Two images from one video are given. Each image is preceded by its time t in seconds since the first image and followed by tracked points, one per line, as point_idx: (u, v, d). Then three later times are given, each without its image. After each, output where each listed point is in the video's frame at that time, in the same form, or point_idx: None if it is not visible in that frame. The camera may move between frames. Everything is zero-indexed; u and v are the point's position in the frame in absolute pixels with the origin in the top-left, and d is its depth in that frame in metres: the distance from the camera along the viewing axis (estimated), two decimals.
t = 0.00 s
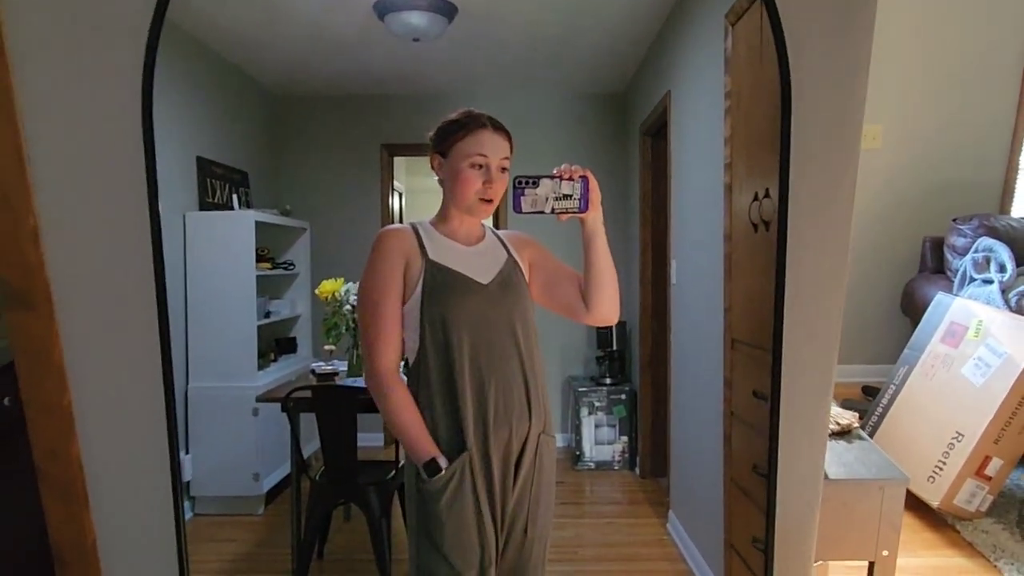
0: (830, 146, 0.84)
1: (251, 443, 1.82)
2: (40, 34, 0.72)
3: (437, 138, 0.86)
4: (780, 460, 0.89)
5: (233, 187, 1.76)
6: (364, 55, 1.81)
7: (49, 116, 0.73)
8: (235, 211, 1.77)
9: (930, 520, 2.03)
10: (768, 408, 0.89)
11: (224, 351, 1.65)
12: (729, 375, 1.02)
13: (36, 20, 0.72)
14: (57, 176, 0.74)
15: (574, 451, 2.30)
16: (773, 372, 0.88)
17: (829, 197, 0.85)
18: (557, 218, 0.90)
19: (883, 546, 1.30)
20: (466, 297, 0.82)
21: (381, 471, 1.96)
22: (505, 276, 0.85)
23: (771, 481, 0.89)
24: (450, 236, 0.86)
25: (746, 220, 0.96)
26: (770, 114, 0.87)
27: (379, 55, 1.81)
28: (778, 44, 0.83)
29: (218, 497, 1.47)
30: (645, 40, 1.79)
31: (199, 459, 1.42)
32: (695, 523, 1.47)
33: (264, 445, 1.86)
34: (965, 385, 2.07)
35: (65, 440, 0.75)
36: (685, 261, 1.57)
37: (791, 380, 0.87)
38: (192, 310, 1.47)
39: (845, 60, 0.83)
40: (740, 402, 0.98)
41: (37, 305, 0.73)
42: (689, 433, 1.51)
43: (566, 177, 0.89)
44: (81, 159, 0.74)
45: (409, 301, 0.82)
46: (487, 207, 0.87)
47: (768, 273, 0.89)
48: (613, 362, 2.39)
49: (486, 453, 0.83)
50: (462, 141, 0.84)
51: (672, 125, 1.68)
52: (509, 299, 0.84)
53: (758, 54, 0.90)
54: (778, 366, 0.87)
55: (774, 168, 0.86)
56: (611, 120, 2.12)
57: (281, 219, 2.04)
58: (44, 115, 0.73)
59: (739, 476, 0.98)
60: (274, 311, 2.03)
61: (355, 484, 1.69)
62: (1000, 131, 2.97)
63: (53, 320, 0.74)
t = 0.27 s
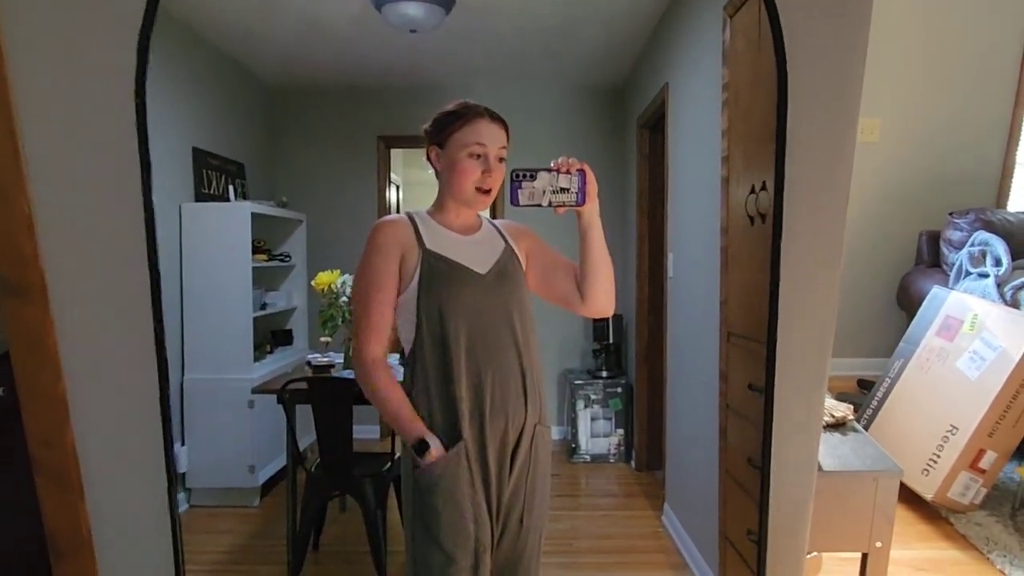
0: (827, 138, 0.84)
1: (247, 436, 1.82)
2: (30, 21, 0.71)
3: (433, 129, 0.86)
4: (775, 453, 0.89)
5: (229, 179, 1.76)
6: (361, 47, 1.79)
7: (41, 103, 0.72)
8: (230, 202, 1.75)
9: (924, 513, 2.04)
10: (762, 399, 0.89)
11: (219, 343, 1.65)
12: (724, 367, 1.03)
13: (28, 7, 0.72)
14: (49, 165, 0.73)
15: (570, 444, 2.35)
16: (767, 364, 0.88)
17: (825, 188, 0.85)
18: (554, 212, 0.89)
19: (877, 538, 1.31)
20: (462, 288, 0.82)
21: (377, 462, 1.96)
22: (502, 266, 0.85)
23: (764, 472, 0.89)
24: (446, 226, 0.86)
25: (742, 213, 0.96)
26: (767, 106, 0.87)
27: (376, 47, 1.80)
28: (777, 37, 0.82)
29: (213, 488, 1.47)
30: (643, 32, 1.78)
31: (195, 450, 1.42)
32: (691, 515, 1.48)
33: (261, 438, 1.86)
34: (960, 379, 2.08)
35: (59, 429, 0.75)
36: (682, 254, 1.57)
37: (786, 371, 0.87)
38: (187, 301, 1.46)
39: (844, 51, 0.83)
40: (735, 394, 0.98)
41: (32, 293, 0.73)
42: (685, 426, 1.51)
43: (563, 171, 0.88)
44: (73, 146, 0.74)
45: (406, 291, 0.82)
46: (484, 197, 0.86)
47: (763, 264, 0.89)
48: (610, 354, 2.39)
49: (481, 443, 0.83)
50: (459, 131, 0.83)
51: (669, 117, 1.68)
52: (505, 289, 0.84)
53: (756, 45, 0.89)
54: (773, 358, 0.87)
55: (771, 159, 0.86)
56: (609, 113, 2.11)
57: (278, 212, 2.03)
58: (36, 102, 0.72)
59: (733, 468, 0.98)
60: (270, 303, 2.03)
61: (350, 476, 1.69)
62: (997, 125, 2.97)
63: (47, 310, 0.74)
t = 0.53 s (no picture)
0: (825, 133, 0.83)
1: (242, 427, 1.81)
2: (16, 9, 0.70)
3: (429, 121, 0.85)
4: (770, 448, 0.89)
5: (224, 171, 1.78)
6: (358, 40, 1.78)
7: (26, 90, 0.70)
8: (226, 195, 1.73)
9: (918, 508, 2.05)
10: (758, 394, 0.89)
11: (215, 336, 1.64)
12: (720, 362, 1.03)
13: None
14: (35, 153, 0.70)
15: (566, 438, 2.36)
16: (764, 360, 0.88)
17: (823, 183, 0.84)
18: (553, 206, 0.88)
19: (871, 533, 1.31)
20: (458, 280, 0.81)
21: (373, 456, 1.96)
22: (500, 259, 0.84)
23: (759, 468, 0.89)
24: (444, 219, 0.85)
25: (740, 208, 0.96)
26: (765, 98, 0.86)
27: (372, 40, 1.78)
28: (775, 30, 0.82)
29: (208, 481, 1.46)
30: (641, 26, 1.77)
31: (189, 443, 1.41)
32: (686, 510, 1.48)
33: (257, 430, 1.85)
34: (956, 375, 2.08)
35: (49, 426, 0.73)
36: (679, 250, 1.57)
37: (782, 366, 0.87)
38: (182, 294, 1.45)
39: (842, 45, 0.82)
40: (731, 389, 0.98)
41: (19, 285, 0.70)
42: (681, 422, 1.51)
43: (561, 164, 0.88)
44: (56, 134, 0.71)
45: (405, 283, 0.82)
46: (482, 190, 0.86)
47: (760, 260, 0.89)
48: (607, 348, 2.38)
49: (476, 436, 0.82)
50: (456, 123, 0.83)
51: (666, 111, 1.67)
52: (503, 282, 0.83)
53: (754, 40, 0.88)
54: (769, 352, 0.87)
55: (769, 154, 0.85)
56: (609, 106, 2.05)
57: (275, 205, 2.02)
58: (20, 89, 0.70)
59: (729, 463, 0.98)
60: (266, 295, 2.04)
61: (345, 470, 1.68)
62: (994, 122, 2.97)
63: (35, 302, 0.71)
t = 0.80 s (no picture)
0: (826, 130, 0.83)
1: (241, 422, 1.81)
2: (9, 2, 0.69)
3: (428, 115, 0.84)
4: (770, 445, 0.88)
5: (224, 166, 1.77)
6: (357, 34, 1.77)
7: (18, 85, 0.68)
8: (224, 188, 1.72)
9: (917, 506, 2.05)
10: (758, 391, 0.89)
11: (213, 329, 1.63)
12: (720, 358, 1.02)
13: None
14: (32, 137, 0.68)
15: (564, 434, 2.36)
16: (764, 357, 0.87)
17: (824, 180, 0.84)
18: (553, 200, 0.88)
19: (870, 531, 1.31)
20: (457, 276, 0.81)
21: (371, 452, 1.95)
22: (501, 255, 0.84)
23: (759, 465, 0.89)
24: (445, 214, 0.85)
25: (740, 204, 0.95)
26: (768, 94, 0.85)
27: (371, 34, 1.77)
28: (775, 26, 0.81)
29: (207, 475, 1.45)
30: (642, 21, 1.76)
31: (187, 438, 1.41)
32: (685, 507, 1.48)
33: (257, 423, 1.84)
34: (956, 372, 2.08)
35: (45, 423, 0.70)
36: (679, 247, 1.56)
37: (783, 363, 0.87)
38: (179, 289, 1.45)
39: (843, 42, 0.82)
40: (730, 386, 0.97)
41: (11, 277, 0.67)
42: (681, 419, 1.51)
43: (561, 159, 0.87)
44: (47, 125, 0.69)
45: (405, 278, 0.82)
46: (483, 185, 0.85)
47: (760, 257, 0.88)
48: (605, 344, 2.36)
49: (474, 433, 0.82)
50: (457, 118, 0.82)
51: (667, 107, 1.66)
52: (502, 277, 0.83)
53: (754, 36, 0.88)
54: (770, 350, 0.86)
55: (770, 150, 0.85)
56: (609, 102, 2.13)
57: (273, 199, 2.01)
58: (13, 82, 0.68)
59: (727, 460, 0.98)
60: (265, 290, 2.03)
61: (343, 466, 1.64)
62: (995, 119, 2.96)
63: (27, 292, 0.68)
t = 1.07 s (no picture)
0: (828, 128, 0.83)
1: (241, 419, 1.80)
2: None
3: (429, 111, 0.84)
4: (771, 444, 0.88)
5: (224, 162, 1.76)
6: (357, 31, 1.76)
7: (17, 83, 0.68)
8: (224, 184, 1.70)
9: (917, 504, 2.05)
10: (759, 390, 0.88)
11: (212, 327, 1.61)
12: (720, 356, 1.02)
13: None
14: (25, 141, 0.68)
15: (564, 432, 2.35)
16: (766, 356, 0.87)
17: (826, 179, 0.84)
18: (554, 197, 0.88)
19: (870, 530, 1.31)
20: (458, 274, 0.80)
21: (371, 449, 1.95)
22: (504, 252, 0.84)
23: (760, 464, 0.89)
24: (446, 211, 0.85)
25: (741, 201, 0.95)
26: (768, 93, 0.85)
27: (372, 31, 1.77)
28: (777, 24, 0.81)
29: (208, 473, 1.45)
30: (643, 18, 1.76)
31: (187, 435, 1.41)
32: (685, 505, 1.48)
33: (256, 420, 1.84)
34: (956, 370, 2.08)
35: (43, 423, 0.70)
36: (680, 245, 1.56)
37: (784, 361, 0.86)
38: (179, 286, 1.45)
39: (845, 40, 0.82)
40: (730, 385, 0.97)
41: (9, 278, 0.67)
42: (680, 417, 1.51)
43: (562, 155, 0.87)
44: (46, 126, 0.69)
45: (407, 276, 0.82)
46: (485, 182, 0.85)
47: (762, 255, 0.88)
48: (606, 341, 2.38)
49: (475, 431, 0.82)
50: (458, 114, 0.82)
51: (667, 105, 1.66)
52: (503, 275, 0.83)
53: (755, 33, 0.87)
54: (772, 349, 0.86)
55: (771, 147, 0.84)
56: (609, 100, 2.12)
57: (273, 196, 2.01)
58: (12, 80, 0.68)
59: (727, 458, 0.98)
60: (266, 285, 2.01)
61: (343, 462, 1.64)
62: (996, 117, 2.96)
63: (24, 291, 0.68)
